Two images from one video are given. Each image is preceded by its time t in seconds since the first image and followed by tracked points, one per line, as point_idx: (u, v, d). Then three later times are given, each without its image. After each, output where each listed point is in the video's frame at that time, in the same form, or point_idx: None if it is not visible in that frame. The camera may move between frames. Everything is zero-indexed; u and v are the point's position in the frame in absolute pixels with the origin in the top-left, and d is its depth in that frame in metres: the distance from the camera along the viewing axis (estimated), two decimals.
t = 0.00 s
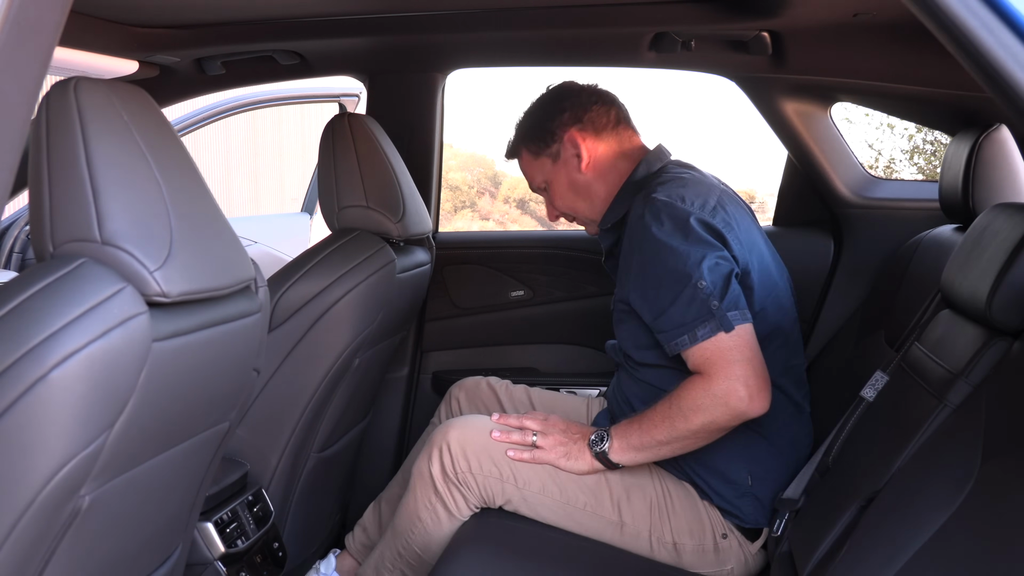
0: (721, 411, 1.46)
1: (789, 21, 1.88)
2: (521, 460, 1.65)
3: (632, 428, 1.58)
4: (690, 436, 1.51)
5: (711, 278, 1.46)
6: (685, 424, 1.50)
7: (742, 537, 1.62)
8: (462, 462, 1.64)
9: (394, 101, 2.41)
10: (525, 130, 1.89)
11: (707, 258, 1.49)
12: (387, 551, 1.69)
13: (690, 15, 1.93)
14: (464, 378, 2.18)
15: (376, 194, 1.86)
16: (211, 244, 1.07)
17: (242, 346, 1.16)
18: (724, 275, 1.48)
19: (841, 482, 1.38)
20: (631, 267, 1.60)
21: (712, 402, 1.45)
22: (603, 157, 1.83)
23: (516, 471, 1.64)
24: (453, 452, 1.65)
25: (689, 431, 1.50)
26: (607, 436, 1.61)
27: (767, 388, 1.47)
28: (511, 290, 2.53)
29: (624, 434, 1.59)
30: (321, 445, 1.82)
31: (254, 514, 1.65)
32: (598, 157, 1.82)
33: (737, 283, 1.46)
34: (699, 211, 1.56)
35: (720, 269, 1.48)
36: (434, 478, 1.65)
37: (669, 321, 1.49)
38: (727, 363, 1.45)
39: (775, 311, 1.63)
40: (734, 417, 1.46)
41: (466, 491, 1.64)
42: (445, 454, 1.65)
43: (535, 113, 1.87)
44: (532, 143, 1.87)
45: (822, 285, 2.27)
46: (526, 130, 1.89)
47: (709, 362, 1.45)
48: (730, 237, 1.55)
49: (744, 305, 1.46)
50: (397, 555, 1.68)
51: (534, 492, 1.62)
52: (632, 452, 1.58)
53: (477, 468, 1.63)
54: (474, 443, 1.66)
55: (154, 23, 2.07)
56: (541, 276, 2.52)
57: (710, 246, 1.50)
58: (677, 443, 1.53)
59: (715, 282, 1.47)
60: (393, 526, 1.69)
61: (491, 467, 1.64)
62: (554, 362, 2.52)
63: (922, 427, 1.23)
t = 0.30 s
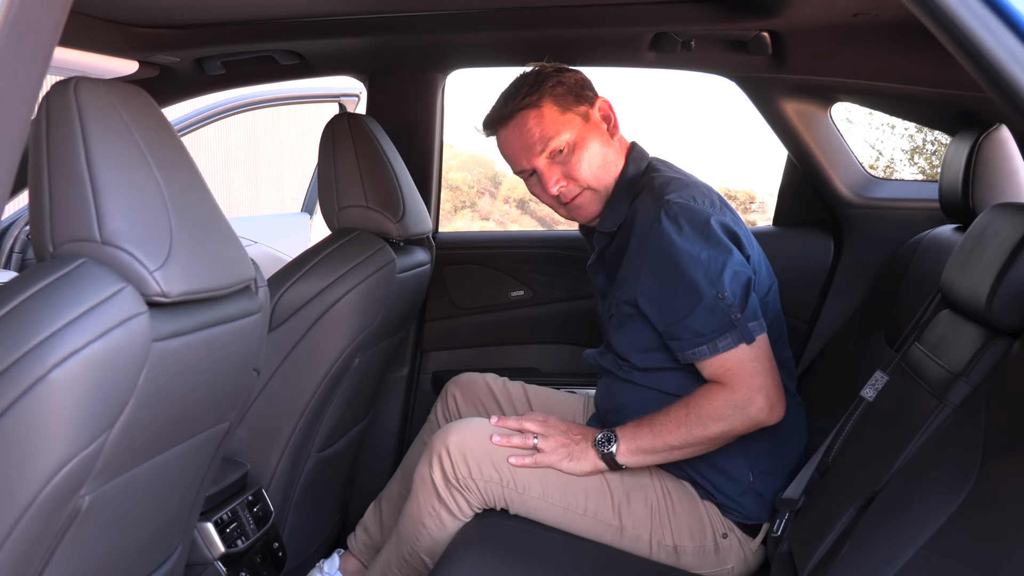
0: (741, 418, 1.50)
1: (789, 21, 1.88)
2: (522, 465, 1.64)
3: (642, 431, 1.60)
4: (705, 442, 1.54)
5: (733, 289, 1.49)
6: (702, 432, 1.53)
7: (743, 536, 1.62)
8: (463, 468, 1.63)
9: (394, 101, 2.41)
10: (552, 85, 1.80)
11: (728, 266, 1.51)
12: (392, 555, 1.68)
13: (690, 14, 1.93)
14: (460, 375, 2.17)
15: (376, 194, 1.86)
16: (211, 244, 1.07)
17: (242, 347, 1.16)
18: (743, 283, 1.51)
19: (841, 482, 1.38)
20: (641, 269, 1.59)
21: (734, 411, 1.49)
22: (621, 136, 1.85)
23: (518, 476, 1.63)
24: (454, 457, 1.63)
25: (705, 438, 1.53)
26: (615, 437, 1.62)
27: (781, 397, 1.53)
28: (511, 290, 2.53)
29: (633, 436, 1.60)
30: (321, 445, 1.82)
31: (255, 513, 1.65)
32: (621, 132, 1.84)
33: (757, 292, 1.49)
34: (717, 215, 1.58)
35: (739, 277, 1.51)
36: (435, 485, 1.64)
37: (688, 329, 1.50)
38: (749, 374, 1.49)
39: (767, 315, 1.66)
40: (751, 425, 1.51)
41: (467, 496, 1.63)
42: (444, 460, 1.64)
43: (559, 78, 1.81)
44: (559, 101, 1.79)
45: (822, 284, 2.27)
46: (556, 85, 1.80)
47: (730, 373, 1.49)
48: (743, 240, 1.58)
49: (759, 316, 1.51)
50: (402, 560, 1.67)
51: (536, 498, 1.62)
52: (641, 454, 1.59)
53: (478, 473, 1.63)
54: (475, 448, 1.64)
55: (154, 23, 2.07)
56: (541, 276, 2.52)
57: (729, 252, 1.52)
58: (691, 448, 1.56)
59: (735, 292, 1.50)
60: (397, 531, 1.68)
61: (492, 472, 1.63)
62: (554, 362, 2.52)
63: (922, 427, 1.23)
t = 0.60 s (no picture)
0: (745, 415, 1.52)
1: (790, 21, 1.88)
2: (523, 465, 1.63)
3: (642, 431, 1.60)
4: (707, 442, 1.55)
5: (725, 290, 1.50)
6: (703, 432, 1.53)
7: (743, 533, 1.63)
8: (463, 469, 1.62)
9: (394, 101, 2.40)
10: (538, 89, 1.78)
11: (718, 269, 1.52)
12: (393, 555, 1.69)
13: (690, 15, 1.93)
14: (459, 374, 2.16)
15: (376, 194, 1.86)
16: (211, 244, 1.07)
17: (242, 346, 1.16)
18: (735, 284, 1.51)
19: (841, 482, 1.38)
20: (630, 276, 1.60)
21: (736, 411, 1.51)
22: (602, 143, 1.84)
23: (518, 477, 1.62)
24: (454, 457, 1.63)
25: (706, 438, 1.54)
26: (615, 438, 1.61)
27: (781, 394, 1.56)
28: (511, 290, 2.52)
29: (633, 437, 1.60)
30: (321, 445, 1.82)
31: (255, 513, 1.65)
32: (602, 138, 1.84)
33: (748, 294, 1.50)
34: (700, 218, 1.60)
35: (730, 279, 1.52)
36: (436, 486, 1.63)
37: (683, 335, 1.51)
38: (748, 374, 1.50)
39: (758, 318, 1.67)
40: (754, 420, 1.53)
41: (468, 497, 1.62)
42: (444, 461, 1.63)
43: (542, 83, 1.80)
44: (546, 104, 1.77)
45: (822, 284, 2.27)
46: (541, 89, 1.78)
47: (730, 374, 1.50)
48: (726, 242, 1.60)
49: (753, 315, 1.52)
50: (402, 560, 1.67)
51: (536, 499, 1.61)
52: (642, 454, 1.59)
53: (478, 474, 1.62)
54: (475, 449, 1.64)
55: (154, 23, 2.07)
56: (541, 277, 2.52)
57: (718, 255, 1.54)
58: (692, 447, 1.57)
59: (728, 294, 1.50)
60: (397, 533, 1.68)
61: (492, 472, 1.62)
62: (553, 362, 2.52)
63: (921, 427, 1.23)
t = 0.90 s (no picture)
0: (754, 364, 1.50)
1: (790, 21, 1.88)
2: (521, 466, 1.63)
3: (655, 418, 1.53)
4: (727, 399, 1.51)
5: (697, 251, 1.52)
6: (723, 390, 1.50)
7: (739, 531, 1.64)
8: (461, 470, 1.62)
9: (394, 101, 2.40)
10: (508, 99, 1.81)
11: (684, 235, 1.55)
12: (393, 556, 1.69)
13: (690, 15, 1.93)
14: (460, 374, 2.16)
15: (376, 194, 1.86)
16: (211, 244, 1.07)
17: (242, 346, 1.16)
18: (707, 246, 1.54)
19: (841, 482, 1.38)
20: (606, 273, 1.62)
21: (750, 360, 1.49)
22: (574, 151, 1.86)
23: (517, 478, 1.62)
24: (451, 458, 1.62)
25: (726, 394, 1.51)
26: (633, 430, 1.53)
27: (785, 340, 1.54)
28: (511, 290, 2.52)
29: (649, 424, 1.53)
30: (320, 445, 1.82)
31: (254, 514, 1.65)
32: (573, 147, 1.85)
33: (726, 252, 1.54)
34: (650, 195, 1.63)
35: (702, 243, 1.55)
36: (435, 487, 1.63)
37: (673, 304, 1.52)
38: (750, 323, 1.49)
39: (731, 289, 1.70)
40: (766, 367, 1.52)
41: (467, 498, 1.62)
42: (442, 462, 1.63)
43: (513, 93, 1.82)
44: (514, 114, 1.80)
45: (822, 284, 2.27)
46: (511, 98, 1.81)
47: (731, 327, 1.49)
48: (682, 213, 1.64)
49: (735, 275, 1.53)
50: (402, 561, 1.68)
51: (536, 499, 1.61)
52: (663, 438, 1.52)
53: (476, 475, 1.61)
54: (473, 450, 1.63)
55: (154, 23, 2.07)
56: (541, 277, 2.52)
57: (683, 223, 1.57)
58: (715, 410, 1.52)
59: (704, 257, 1.52)
60: (397, 534, 1.68)
61: (490, 473, 1.62)
62: (553, 362, 2.52)
63: (920, 427, 1.23)
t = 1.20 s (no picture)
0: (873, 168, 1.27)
1: (790, 21, 1.88)
2: (520, 466, 1.64)
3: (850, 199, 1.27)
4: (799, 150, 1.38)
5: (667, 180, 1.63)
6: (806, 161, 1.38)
7: (741, 525, 1.63)
8: (461, 471, 1.62)
9: (394, 101, 2.41)
10: (461, 137, 1.89)
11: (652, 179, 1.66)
12: (393, 557, 1.69)
13: (690, 14, 1.93)
14: (459, 374, 2.15)
15: (376, 194, 1.86)
16: (211, 243, 1.07)
17: (242, 346, 1.16)
18: (678, 168, 1.57)
19: (840, 482, 1.38)
20: (604, 233, 1.70)
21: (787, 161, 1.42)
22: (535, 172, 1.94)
23: (516, 478, 1.63)
24: (451, 459, 1.63)
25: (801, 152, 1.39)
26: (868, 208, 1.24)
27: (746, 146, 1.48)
28: (510, 290, 2.52)
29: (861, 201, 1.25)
30: (320, 445, 1.82)
31: (254, 514, 1.65)
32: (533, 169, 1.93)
33: (708, 163, 1.52)
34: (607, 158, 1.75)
35: (668, 187, 1.60)
36: (434, 489, 1.63)
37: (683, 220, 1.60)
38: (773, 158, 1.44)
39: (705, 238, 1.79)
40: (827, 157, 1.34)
41: (467, 500, 1.62)
42: (442, 463, 1.63)
43: (468, 129, 1.91)
44: (471, 147, 1.89)
45: (822, 285, 2.27)
46: (464, 136, 1.89)
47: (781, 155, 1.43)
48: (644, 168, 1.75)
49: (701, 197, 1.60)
50: (401, 562, 1.68)
51: (535, 500, 1.62)
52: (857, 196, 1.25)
53: (476, 477, 1.62)
54: (472, 452, 1.63)
55: (154, 23, 2.07)
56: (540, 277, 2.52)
57: (652, 174, 1.62)
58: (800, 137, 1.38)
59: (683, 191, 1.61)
60: (397, 535, 1.68)
61: (490, 474, 1.62)
62: (554, 362, 2.51)
63: (919, 428, 1.23)
